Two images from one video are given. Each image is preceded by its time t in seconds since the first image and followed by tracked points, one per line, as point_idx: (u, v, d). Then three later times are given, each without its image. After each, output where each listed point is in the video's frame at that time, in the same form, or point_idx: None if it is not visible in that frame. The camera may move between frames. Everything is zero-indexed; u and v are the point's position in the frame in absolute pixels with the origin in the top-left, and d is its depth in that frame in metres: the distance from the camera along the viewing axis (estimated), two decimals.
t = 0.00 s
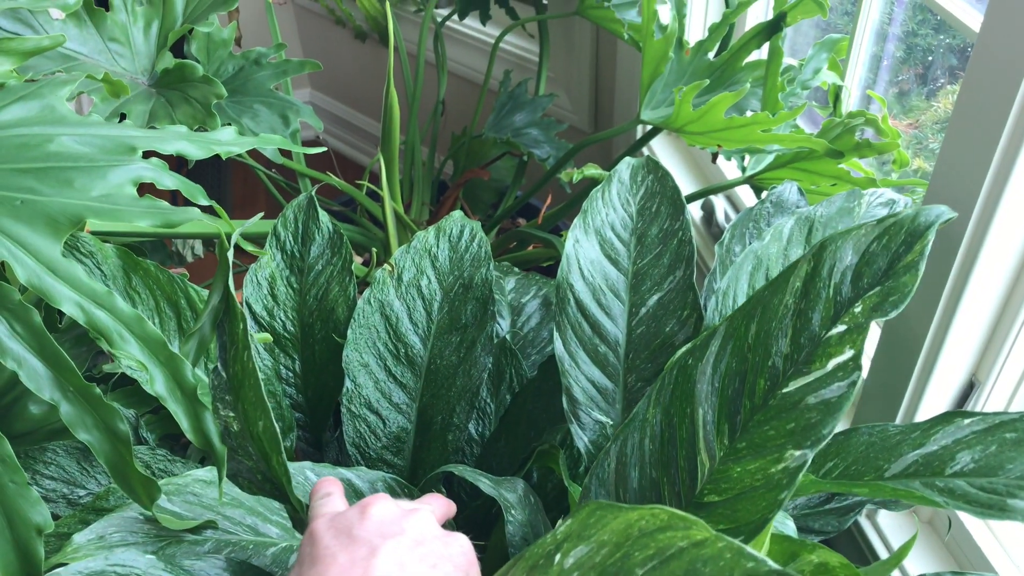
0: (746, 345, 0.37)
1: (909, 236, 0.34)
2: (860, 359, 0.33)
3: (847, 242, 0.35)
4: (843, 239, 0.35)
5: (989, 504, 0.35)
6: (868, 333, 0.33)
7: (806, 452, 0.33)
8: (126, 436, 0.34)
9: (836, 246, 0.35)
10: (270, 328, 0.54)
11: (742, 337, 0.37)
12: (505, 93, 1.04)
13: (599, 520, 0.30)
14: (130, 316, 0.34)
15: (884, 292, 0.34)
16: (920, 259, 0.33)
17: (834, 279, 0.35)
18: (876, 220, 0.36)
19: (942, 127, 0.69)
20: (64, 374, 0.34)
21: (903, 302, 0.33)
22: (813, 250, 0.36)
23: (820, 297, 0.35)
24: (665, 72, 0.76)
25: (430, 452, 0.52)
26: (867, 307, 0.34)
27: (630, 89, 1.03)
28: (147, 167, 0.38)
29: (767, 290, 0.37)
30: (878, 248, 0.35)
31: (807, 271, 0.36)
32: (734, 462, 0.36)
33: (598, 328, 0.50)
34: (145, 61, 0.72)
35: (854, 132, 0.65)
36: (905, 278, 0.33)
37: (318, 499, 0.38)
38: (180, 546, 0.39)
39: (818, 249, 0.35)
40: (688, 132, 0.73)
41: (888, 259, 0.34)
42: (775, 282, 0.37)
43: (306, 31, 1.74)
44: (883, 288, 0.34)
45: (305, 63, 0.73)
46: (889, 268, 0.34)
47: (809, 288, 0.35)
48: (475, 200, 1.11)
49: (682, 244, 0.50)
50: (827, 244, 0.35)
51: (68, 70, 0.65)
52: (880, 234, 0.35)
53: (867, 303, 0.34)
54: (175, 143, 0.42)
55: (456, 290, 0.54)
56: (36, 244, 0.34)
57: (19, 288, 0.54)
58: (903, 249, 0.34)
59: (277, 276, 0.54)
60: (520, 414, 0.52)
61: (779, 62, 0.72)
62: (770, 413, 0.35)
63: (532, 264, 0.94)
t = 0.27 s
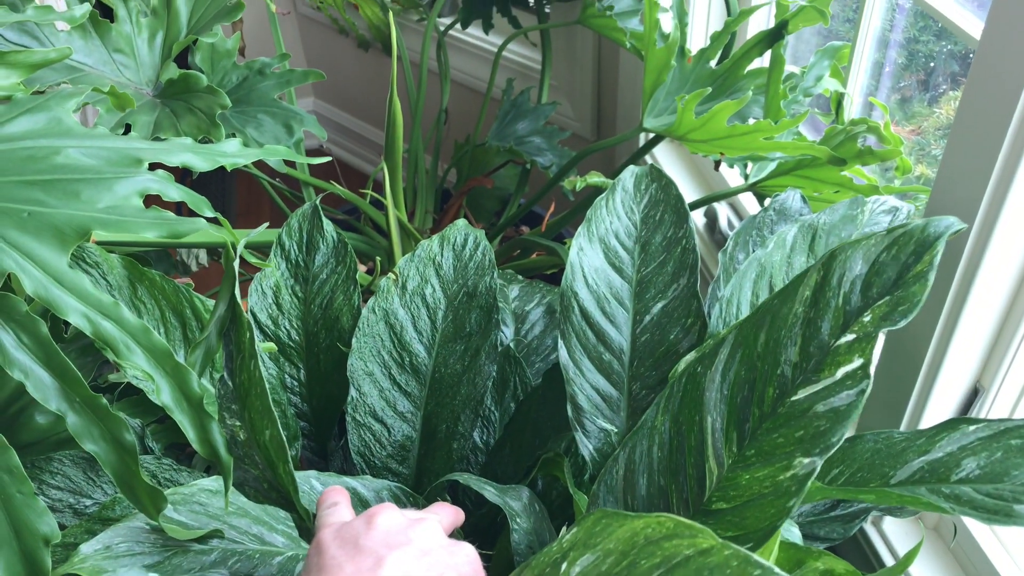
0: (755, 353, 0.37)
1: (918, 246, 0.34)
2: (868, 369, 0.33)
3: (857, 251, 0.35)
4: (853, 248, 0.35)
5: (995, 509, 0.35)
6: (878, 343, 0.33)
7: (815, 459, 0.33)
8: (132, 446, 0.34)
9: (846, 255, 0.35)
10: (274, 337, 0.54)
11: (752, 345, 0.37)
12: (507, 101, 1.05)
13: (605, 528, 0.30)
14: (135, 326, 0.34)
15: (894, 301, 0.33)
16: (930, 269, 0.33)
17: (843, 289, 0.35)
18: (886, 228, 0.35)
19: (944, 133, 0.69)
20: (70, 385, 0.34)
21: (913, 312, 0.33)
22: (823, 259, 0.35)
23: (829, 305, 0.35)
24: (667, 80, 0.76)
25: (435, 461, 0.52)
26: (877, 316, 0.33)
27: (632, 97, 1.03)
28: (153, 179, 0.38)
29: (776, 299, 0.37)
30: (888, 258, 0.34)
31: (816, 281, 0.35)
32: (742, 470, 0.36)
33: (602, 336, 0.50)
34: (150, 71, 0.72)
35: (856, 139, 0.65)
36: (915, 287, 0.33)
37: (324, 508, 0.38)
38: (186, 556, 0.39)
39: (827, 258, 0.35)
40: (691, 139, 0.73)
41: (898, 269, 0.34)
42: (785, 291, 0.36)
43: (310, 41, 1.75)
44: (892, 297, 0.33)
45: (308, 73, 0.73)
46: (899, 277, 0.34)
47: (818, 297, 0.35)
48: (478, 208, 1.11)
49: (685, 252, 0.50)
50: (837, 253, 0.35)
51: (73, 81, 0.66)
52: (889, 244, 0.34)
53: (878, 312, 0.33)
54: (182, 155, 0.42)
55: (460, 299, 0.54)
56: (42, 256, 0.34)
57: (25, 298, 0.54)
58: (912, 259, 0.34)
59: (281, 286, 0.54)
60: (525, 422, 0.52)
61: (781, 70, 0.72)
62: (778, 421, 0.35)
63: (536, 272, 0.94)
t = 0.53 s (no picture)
0: (756, 361, 0.36)
1: (922, 253, 0.31)
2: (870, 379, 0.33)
3: (858, 258, 0.32)
4: (855, 255, 0.32)
5: (990, 517, 0.35)
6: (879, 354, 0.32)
7: (816, 470, 0.34)
8: (129, 452, 0.34)
9: (847, 263, 0.32)
10: (272, 343, 0.54)
11: (753, 352, 0.36)
12: (505, 107, 1.05)
13: (607, 521, 0.30)
14: (132, 334, 0.34)
15: (896, 310, 0.31)
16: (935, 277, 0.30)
17: (844, 298, 0.33)
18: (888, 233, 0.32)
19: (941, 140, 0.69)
20: (66, 392, 0.34)
21: (915, 322, 0.31)
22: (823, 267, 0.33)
23: (830, 315, 0.33)
24: (665, 87, 0.76)
25: (431, 468, 0.53)
26: (878, 326, 0.32)
27: (629, 104, 1.04)
28: (151, 186, 0.38)
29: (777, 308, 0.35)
30: (891, 266, 0.32)
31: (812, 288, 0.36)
32: (742, 479, 0.37)
33: (600, 343, 0.50)
34: (148, 78, 0.72)
35: (852, 146, 0.65)
36: (918, 296, 0.31)
37: (328, 510, 0.38)
38: (186, 561, 0.38)
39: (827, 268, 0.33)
40: (688, 146, 0.73)
41: (900, 278, 0.31)
42: (786, 299, 0.35)
43: (308, 46, 1.75)
44: (894, 306, 0.31)
45: (306, 79, 0.73)
46: (900, 286, 0.31)
47: (819, 306, 0.34)
48: (476, 213, 1.11)
49: (683, 258, 0.50)
50: (838, 261, 0.33)
51: (71, 87, 0.66)
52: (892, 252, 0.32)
53: (879, 321, 0.32)
54: (179, 162, 0.42)
55: (458, 305, 0.54)
56: (40, 263, 0.34)
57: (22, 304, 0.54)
58: (916, 266, 0.31)
59: (279, 292, 0.54)
60: (522, 429, 0.52)
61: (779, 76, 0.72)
62: (779, 430, 0.35)
63: (534, 278, 0.94)
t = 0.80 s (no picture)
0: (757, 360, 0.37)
1: (918, 256, 0.38)
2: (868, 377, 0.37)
3: (858, 262, 0.38)
4: (854, 258, 0.38)
5: (988, 518, 0.36)
6: (875, 352, 0.38)
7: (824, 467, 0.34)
8: (131, 458, 0.34)
9: (847, 265, 0.38)
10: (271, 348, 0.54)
11: (754, 353, 0.37)
12: (504, 112, 1.05)
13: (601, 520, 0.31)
14: (131, 343, 0.35)
15: (894, 311, 0.38)
16: (929, 280, 0.37)
17: (845, 298, 0.38)
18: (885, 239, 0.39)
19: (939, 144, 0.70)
20: (68, 398, 0.34)
21: (911, 322, 0.37)
22: (825, 269, 0.38)
23: (830, 315, 0.38)
24: (663, 91, 0.77)
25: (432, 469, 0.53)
26: (876, 326, 0.38)
27: (628, 109, 1.04)
28: (152, 195, 0.38)
29: (778, 308, 0.37)
30: (888, 268, 0.38)
31: (817, 291, 0.37)
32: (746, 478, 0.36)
33: (600, 346, 0.50)
34: (148, 83, 0.72)
35: (850, 150, 0.66)
36: (914, 297, 0.38)
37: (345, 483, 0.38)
38: (193, 556, 0.38)
39: (829, 269, 0.38)
40: (686, 150, 0.74)
41: (897, 279, 0.38)
42: (787, 300, 0.37)
43: (307, 52, 1.76)
44: (891, 307, 0.38)
45: (306, 85, 0.73)
46: (898, 287, 0.38)
47: (820, 306, 0.38)
48: (475, 218, 1.11)
49: (683, 262, 0.50)
50: (838, 264, 0.38)
51: (71, 93, 0.66)
52: (889, 254, 0.39)
53: (878, 322, 0.38)
54: (179, 171, 0.42)
55: (456, 308, 0.54)
56: (41, 271, 0.34)
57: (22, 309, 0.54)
58: (912, 269, 0.38)
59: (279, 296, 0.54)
60: (523, 430, 0.53)
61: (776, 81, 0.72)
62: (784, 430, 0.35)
63: (534, 282, 0.94)
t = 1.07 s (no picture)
0: (737, 345, 0.39)
1: (887, 234, 0.36)
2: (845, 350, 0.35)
3: (830, 242, 0.36)
4: (827, 239, 0.37)
5: (985, 518, 0.36)
6: (852, 325, 0.35)
7: (798, 435, 0.36)
8: (129, 459, 0.34)
9: (820, 246, 0.37)
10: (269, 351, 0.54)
11: (733, 338, 0.39)
12: (502, 114, 1.06)
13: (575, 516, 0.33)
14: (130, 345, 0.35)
15: (867, 286, 0.35)
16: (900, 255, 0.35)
17: (819, 278, 0.36)
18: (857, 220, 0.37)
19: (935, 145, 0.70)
20: (66, 400, 0.34)
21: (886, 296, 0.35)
22: (799, 252, 0.37)
23: (806, 295, 0.37)
24: (661, 93, 0.77)
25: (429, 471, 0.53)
26: (852, 301, 0.35)
27: (625, 110, 1.04)
28: (150, 197, 0.39)
29: (756, 292, 0.38)
30: (860, 247, 0.36)
31: (793, 271, 0.37)
32: (729, 454, 0.38)
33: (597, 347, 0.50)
34: (145, 85, 0.72)
35: (847, 151, 0.66)
36: (886, 272, 0.35)
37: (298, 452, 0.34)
38: (192, 557, 0.38)
39: (803, 250, 0.37)
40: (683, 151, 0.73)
41: (869, 258, 0.36)
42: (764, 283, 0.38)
43: (304, 54, 1.76)
44: (866, 283, 0.36)
45: (304, 86, 0.73)
46: (871, 265, 0.36)
47: (795, 288, 0.37)
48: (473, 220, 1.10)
49: (680, 263, 0.50)
50: (812, 245, 0.37)
51: (69, 95, 0.66)
52: (861, 235, 0.36)
53: (852, 297, 0.35)
54: (178, 168, 0.42)
55: (453, 309, 0.54)
56: (40, 274, 0.34)
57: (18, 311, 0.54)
58: (881, 247, 0.36)
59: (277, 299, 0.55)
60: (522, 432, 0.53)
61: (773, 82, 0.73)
62: (764, 404, 0.38)
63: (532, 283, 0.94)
